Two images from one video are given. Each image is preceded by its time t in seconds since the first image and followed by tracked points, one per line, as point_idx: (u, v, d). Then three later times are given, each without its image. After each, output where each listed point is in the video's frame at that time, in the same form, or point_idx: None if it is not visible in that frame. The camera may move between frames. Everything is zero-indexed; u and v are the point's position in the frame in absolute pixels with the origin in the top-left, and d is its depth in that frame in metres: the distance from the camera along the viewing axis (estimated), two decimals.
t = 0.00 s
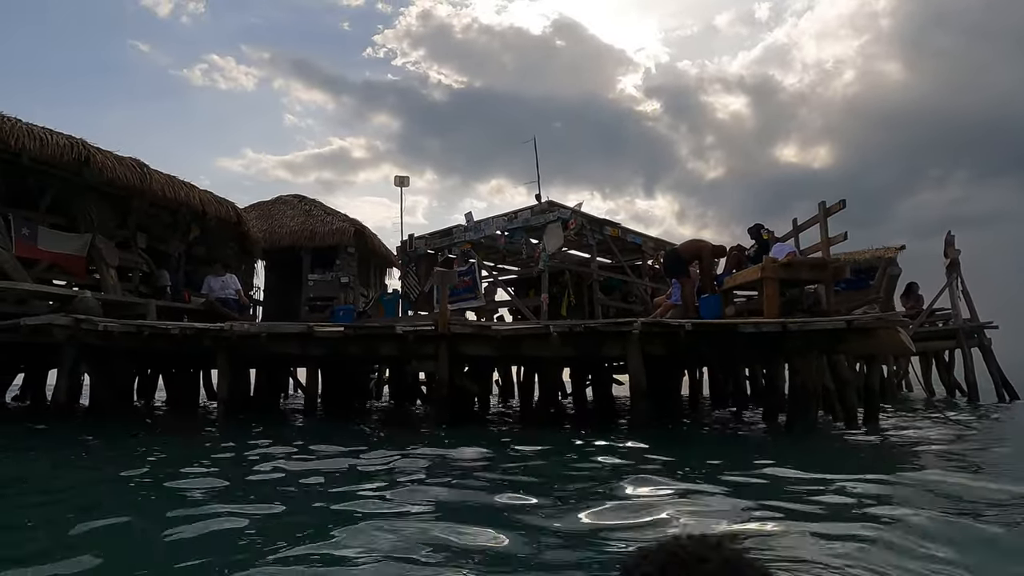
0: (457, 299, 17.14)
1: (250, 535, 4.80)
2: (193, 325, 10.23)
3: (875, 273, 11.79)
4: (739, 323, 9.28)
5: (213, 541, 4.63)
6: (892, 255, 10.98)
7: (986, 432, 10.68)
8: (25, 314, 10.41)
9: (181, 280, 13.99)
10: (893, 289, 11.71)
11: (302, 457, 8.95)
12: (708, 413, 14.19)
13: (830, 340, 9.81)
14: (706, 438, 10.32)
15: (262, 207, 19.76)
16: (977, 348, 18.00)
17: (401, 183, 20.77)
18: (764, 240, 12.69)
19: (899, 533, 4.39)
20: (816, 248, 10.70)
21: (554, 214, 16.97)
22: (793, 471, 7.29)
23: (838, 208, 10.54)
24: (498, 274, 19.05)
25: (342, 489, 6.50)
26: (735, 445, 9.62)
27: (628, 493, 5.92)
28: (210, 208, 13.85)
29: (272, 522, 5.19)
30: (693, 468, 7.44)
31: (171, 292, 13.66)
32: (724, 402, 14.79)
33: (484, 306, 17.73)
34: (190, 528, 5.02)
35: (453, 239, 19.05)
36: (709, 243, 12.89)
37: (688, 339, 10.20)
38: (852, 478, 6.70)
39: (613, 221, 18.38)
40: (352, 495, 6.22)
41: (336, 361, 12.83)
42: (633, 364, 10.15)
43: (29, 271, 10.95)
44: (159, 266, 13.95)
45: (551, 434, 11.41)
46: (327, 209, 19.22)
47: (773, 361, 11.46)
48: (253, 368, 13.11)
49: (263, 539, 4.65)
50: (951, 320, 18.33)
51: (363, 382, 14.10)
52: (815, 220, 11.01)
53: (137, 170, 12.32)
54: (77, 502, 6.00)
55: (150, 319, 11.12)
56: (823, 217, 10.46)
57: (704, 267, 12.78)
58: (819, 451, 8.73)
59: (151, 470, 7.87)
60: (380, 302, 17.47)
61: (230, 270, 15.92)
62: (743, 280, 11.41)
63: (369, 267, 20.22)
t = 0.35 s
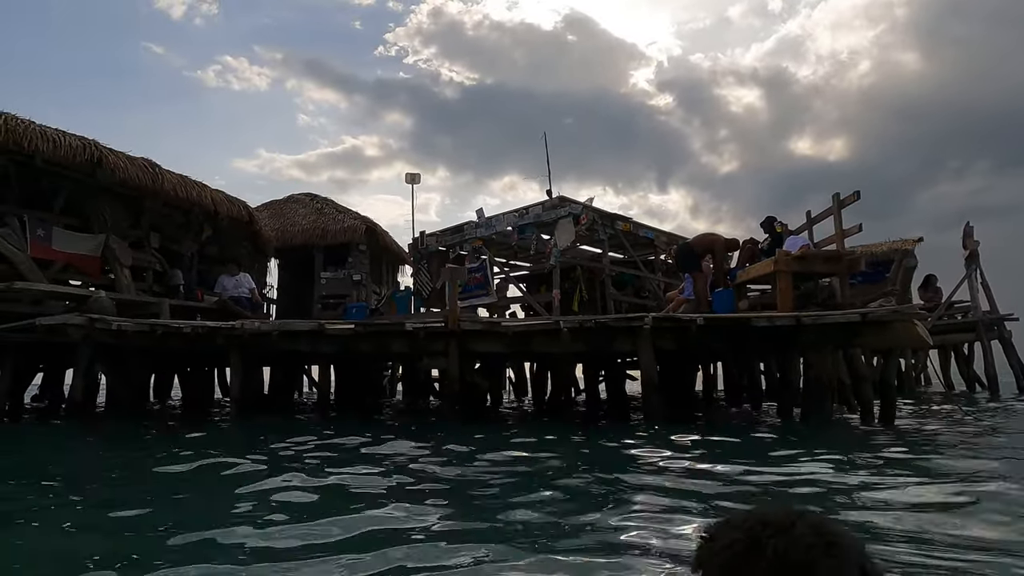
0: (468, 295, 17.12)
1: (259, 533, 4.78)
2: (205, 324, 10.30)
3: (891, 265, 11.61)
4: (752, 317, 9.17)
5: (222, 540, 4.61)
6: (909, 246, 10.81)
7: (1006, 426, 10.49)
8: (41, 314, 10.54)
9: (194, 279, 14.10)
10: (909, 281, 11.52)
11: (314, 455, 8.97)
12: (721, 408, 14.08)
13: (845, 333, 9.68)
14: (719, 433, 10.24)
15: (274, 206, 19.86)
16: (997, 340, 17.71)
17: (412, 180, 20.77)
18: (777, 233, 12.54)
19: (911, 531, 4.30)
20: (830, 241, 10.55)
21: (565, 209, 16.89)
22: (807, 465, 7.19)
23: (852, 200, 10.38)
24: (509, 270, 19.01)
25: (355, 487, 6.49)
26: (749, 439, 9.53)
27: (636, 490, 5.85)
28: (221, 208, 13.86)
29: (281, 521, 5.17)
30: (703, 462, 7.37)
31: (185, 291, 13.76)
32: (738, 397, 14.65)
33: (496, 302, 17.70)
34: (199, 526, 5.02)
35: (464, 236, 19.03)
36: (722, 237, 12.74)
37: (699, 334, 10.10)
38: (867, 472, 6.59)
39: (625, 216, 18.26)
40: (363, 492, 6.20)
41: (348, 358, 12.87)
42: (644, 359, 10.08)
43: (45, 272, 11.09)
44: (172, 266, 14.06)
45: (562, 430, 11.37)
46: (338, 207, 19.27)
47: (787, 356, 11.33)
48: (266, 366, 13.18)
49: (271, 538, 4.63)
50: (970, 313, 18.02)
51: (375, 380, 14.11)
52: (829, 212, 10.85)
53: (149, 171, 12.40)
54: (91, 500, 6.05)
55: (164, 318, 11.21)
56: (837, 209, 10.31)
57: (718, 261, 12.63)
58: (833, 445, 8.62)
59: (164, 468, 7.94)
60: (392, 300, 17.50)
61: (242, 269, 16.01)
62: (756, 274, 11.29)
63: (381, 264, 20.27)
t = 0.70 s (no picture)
0: (476, 296, 17.12)
1: (262, 536, 4.77)
2: (213, 326, 10.34)
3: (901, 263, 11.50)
4: (760, 316, 9.10)
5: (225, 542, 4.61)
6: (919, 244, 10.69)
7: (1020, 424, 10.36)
8: (52, 317, 10.63)
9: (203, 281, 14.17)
10: (920, 279, 11.41)
11: (321, 456, 8.98)
12: (731, 408, 14.00)
13: (854, 332, 9.59)
14: (728, 433, 10.17)
15: (283, 208, 19.93)
16: (1011, 338, 17.51)
17: (419, 181, 20.80)
18: (786, 231, 12.45)
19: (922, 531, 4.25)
20: (839, 239, 10.46)
21: (572, 209, 16.84)
22: (815, 465, 7.14)
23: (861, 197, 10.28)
24: (517, 270, 18.99)
25: (362, 489, 6.50)
26: (758, 439, 9.46)
27: (643, 492, 5.82)
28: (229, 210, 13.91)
29: (286, 523, 5.16)
30: (711, 462, 7.33)
31: (194, 293, 13.83)
32: (747, 396, 14.56)
33: (504, 302, 17.68)
34: (205, 529, 5.02)
35: (471, 236, 19.02)
36: (730, 236, 12.65)
37: (707, 333, 10.05)
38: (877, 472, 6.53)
39: (633, 215, 18.19)
40: (369, 494, 6.20)
41: (356, 359, 12.90)
42: (652, 359, 10.02)
43: (56, 275, 11.18)
44: (181, 268, 14.13)
45: (570, 430, 11.34)
46: (346, 208, 19.31)
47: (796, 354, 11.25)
48: (275, 367, 13.23)
49: (275, 540, 4.61)
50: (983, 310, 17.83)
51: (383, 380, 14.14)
52: (838, 210, 10.76)
53: (158, 174, 12.45)
54: (101, 502, 6.10)
55: (173, 320, 11.27)
56: (846, 207, 10.22)
57: (726, 260, 12.55)
58: (843, 444, 8.54)
59: (172, 469, 7.99)
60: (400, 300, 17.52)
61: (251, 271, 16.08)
62: (764, 273, 11.21)
63: (389, 265, 20.30)
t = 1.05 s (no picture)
0: (486, 297, 17.17)
1: (280, 541, 4.81)
2: (227, 328, 10.46)
3: (914, 262, 11.45)
4: (772, 316, 9.11)
5: (244, 547, 4.65)
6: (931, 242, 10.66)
7: None
8: (69, 320, 10.77)
9: (216, 284, 14.31)
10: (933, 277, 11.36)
11: (335, 458, 9.05)
12: (742, 408, 13.98)
13: (867, 331, 9.57)
14: (740, 432, 10.18)
15: (294, 211, 20.07)
16: None
17: (429, 183, 20.90)
18: (796, 231, 12.43)
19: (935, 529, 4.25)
20: (850, 238, 10.44)
21: (582, 209, 16.86)
22: (828, 463, 7.14)
23: (873, 196, 10.26)
24: (527, 271, 19.02)
25: (378, 491, 6.56)
26: (770, 438, 9.46)
27: (656, 493, 5.85)
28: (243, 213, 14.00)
29: (303, 527, 5.21)
30: (724, 463, 7.34)
31: (208, 296, 13.95)
32: (759, 396, 14.52)
33: (514, 303, 17.73)
34: (222, 532, 5.07)
35: (481, 238, 19.09)
36: (740, 236, 12.64)
37: (718, 333, 10.06)
38: (890, 470, 6.53)
39: (643, 215, 18.19)
40: (385, 497, 6.25)
41: (369, 361, 12.99)
42: (663, 359, 10.04)
43: (73, 279, 11.34)
44: (195, 271, 14.29)
45: (582, 430, 11.39)
46: (357, 210, 19.43)
47: (808, 354, 11.24)
48: (288, 369, 13.34)
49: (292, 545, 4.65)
50: (997, 308, 17.70)
51: (395, 382, 14.22)
52: (850, 210, 10.73)
53: (172, 178, 12.56)
54: (120, 504, 6.19)
55: (187, 323, 11.38)
56: (858, 205, 10.20)
57: (737, 260, 12.52)
58: (855, 443, 8.54)
59: (190, 470, 8.11)
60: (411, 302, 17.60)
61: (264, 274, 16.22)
62: (775, 272, 11.19)
63: (399, 267, 20.40)
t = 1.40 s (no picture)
0: (497, 299, 17.21)
1: (298, 544, 4.86)
2: (242, 331, 10.56)
3: (928, 263, 11.40)
4: (785, 317, 9.10)
5: (261, 551, 4.65)
6: (945, 243, 10.62)
7: None
8: (87, 322, 10.89)
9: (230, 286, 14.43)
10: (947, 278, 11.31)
11: (350, 460, 9.12)
12: (754, 409, 13.96)
13: (881, 332, 9.55)
14: (753, 434, 10.18)
15: (306, 213, 20.21)
16: None
17: (440, 184, 20.97)
18: (809, 231, 12.39)
19: (952, 544, 4.22)
20: (864, 239, 10.41)
21: (593, 211, 16.86)
22: (843, 466, 7.13)
23: (886, 197, 10.23)
24: (538, 273, 19.05)
25: (394, 493, 6.61)
26: (784, 440, 9.46)
27: (673, 499, 5.84)
28: (256, 216, 14.10)
29: (322, 530, 5.28)
30: (737, 466, 7.35)
31: (222, 298, 14.08)
32: (771, 397, 14.48)
33: (524, 305, 17.77)
34: (238, 537, 5.09)
35: (492, 240, 19.13)
36: (752, 237, 12.60)
37: (731, 335, 10.07)
38: (906, 474, 6.51)
39: (653, 216, 18.17)
40: (401, 500, 6.29)
41: (381, 363, 13.05)
42: (676, 360, 10.05)
43: (90, 282, 11.47)
44: (209, 274, 14.42)
45: (594, 432, 11.42)
46: (368, 213, 19.52)
47: (821, 354, 11.22)
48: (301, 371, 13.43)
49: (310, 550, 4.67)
50: (1011, 309, 17.56)
51: (406, 383, 14.29)
52: (862, 210, 10.71)
53: (187, 181, 12.67)
54: (140, 506, 6.26)
55: (202, 325, 11.48)
56: (871, 206, 10.17)
57: (748, 260, 12.49)
58: (869, 444, 8.53)
59: (207, 474, 8.20)
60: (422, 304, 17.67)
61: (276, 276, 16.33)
62: (788, 273, 11.18)
63: (410, 268, 20.48)
